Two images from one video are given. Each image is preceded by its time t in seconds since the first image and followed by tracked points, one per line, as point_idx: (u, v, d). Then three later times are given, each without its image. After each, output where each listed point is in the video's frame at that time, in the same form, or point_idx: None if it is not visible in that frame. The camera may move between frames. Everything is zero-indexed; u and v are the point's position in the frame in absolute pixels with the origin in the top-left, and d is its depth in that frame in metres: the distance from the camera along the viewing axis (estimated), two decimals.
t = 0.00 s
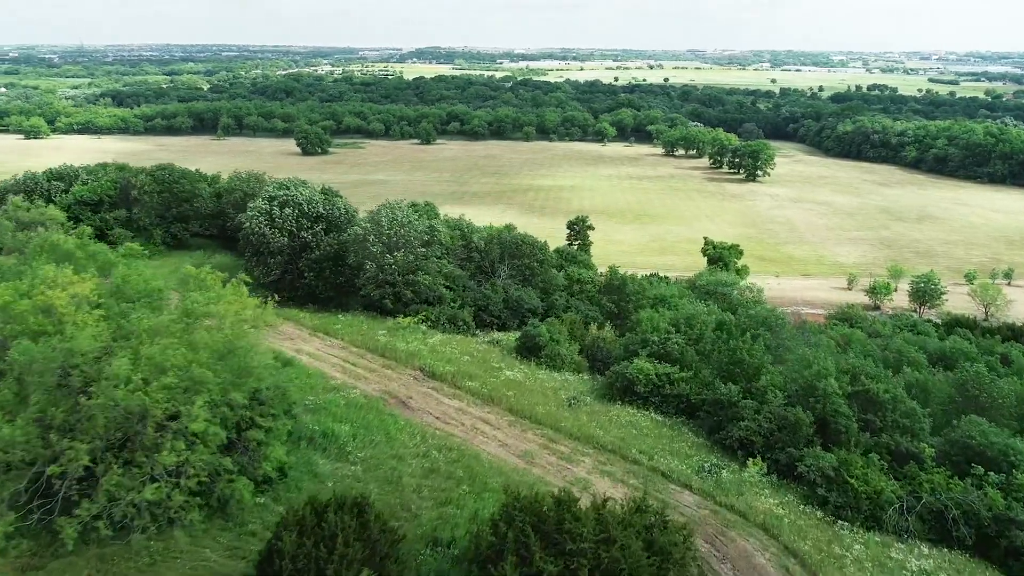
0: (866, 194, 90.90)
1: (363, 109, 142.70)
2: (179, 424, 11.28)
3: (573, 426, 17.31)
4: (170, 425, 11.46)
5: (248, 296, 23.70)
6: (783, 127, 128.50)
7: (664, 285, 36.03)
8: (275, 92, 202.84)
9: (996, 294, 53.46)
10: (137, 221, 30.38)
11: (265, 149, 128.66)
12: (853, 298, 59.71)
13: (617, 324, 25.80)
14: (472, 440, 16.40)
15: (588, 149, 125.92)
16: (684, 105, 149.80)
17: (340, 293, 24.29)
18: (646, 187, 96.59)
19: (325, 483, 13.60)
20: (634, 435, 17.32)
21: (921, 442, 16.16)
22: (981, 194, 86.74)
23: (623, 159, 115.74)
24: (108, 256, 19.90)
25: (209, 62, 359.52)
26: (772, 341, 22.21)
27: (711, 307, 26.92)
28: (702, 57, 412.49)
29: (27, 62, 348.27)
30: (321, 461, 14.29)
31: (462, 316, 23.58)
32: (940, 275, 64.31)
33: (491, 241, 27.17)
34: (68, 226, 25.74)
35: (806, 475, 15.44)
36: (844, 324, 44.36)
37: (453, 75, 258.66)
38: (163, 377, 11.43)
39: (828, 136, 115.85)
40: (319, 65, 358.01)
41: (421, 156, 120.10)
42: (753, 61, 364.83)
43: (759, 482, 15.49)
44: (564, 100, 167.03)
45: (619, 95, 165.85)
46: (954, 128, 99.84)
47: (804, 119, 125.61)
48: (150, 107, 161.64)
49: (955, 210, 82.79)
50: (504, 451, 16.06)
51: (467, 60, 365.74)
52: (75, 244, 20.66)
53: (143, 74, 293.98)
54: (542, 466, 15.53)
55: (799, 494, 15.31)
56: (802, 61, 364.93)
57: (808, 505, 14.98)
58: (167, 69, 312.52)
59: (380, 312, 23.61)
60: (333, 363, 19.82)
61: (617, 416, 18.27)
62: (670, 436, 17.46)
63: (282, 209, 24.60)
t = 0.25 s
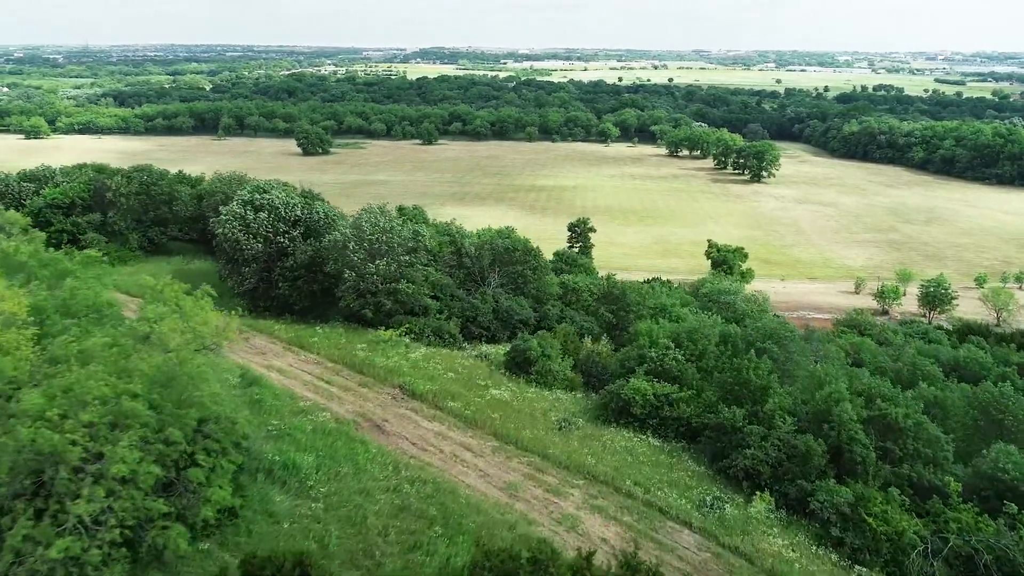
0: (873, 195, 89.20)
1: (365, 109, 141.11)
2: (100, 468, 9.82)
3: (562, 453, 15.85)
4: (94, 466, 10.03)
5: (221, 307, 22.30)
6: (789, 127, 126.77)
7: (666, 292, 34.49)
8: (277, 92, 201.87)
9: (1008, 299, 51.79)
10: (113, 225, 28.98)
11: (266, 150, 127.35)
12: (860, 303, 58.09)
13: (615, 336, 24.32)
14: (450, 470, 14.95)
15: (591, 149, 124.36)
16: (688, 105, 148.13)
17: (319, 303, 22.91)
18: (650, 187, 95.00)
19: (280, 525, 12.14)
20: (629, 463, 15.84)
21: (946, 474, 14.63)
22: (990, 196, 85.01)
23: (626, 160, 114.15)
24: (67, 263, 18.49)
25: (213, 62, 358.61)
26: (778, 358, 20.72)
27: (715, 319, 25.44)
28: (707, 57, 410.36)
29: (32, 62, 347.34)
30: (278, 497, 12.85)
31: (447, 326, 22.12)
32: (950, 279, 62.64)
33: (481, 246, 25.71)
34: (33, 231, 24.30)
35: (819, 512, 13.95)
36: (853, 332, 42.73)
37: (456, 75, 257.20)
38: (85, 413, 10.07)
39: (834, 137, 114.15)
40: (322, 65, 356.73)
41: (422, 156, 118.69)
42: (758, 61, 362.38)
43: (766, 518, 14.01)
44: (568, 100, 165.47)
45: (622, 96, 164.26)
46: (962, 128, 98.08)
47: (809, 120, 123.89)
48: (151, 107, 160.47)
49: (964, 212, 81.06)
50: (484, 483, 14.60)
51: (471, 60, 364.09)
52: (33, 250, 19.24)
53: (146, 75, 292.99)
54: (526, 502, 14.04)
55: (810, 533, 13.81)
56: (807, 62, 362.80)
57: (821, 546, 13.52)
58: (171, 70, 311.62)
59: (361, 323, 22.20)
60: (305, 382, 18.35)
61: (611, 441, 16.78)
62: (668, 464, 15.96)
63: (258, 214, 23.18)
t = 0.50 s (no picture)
0: (879, 196, 87.71)
1: (366, 108, 139.74)
2: (5, 519, 8.45)
3: (550, 481, 14.55)
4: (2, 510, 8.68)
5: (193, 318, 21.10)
6: (793, 127, 125.18)
7: (667, 301, 33.18)
8: (279, 91, 200.65)
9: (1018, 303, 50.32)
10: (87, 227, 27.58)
11: (266, 149, 126.11)
12: (866, 306, 56.70)
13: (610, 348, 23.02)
14: (426, 501, 13.64)
15: (594, 149, 122.96)
16: (691, 105, 146.55)
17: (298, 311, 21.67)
18: (652, 188, 93.59)
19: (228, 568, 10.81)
20: (622, 492, 14.55)
21: (970, 508, 13.30)
22: (998, 197, 83.45)
23: (629, 160, 112.73)
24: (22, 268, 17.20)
25: (215, 62, 357.44)
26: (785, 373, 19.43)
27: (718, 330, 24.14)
28: (711, 57, 408.26)
29: (35, 62, 346.58)
30: (231, 534, 11.52)
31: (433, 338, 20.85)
32: (958, 281, 61.15)
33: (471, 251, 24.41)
34: None
35: (831, 551, 12.64)
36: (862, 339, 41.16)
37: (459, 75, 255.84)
38: None
39: (838, 137, 112.61)
40: (325, 64, 355.32)
41: (423, 156, 117.42)
42: (762, 61, 360.03)
43: (772, 557, 12.71)
44: (570, 100, 164.00)
45: (625, 95, 162.71)
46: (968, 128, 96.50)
47: (814, 120, 122.32)
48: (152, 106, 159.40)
49: (972, 213, 79.52)
50: (463, 516, 13.30)
51: (473, 60, 362.19)
52: None
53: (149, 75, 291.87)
54: (507, 539, 12.72)
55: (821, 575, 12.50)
56: (811, 61, 360.55)
57: None
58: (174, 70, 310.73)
59: (341, 334, 20.94)
60: (276, 400, 17.11)
61: (603, 466, 15.51)
62: (665, 493, 14.66)
63: (232, 218, 21.89)
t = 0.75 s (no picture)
0: (886, 198, 85.90)
1: (369, 108, 138.27)
2: None
3: (532, 521, 13.04)
4: None
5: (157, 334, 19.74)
6: (799, 127, 123.36)
7: (671, 311, 31.60)
8: (283, 91, 199.37)
9: None
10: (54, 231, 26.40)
11: (267, 149, 124.84)
12: (876, 311, 54.96)
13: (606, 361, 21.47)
14: (391, 546, 12.17)
15: (598, 149, 121.33)
16: (697, 105, 144.72)
17: (271, 323, 20.23)
18: (657, 188, 91.94)
19: None
20: (613, 533, 13.04)
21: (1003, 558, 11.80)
22: (1008, 199, 81.58)
23: (633, 160, 111.07)
24: None
25: (220, 61, 356.69)
26: (794, 393, 17.88)
27: (722, 344, 22.61)
28: (717, 57, 405.70)
29: (41, 62, 346.07)
30: None
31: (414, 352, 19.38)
32: (969, 285, 59.35)
33: (459, 258, 22.97)
34: None
35: None
36: (873, 348, 39.34)
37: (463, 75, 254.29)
38: None
39: (845, 137, 110.78)
40: (330, 64, 354.39)
41: (425, 156, 115.98)
42: (768, 62, 357.14)
43: None
44: (575, 100, 162.31)
45: (630, 95, 161.00)
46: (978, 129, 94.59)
47: (821, 120, 120.48)
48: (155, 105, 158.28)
49: (981, 214, 77.71)
50: (431, 564, 11.81)
51: (479, 60, 360.55)
52: None
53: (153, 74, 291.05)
54: None
55: None
56: (818, 61, 357.75)
57: None
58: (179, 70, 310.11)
59: (315, 347, 19.49)
60: (236, 424, 15.69)
61: (593, 500, 14.04)
62: (661, 534, 13.14)
63: (200, 222, 20.43)
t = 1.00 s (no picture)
0: (896, 199, 84.26)
1: (373, 107, 137.09)
2: None
3: (514, 562, 11.76)
4: None
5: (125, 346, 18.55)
6: (807, 127, 121.66)
7: (676, 320, 30.36)
8: (288, 90, 198.53)
9: None
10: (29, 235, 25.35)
11: (271, 148, 123.96)
12: (885, 315, 53.50)
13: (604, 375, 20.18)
14: None
15: (604, 149, 119.98)
16: (704, 105, 143.22)
17: (245, 334, 18.98)
18: (663, 189, 90.55)
19: None
20: None
21: None
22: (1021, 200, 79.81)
23: (639, 160, 109.68)
24: None
25: (228, 60, 356.50)
26: (804, 413, 16.55)
27: (727, 357, 21.31)
28: (724, 57, 403.39)
29: (49, 61, 345.92)
30: None
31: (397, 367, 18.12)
32: (981, 288, 57.76)
33: (448, 264, 21.68)
34: None
35: None
36: (883, 357, 37.77)
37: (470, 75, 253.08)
38: None
39: (854, 137, 109.11)
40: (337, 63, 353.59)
41: (429, 156, 114.86)
42: (776, 61, 354.37)
43: None
44: (581, 99, 160.93)
45: (637, 96, 159.52)
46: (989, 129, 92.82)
47: (829, 120, 118.79)
48: (160, 105, 157.71)
49: (993, 216, 76.00)
50: None
51: (486, 60, 359.19)
52: None
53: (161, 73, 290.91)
54: None
55: None
56: (826, 61, 355.12)
57: None
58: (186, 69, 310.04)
59: (291, 361, 18.23)
60: (197, 447, 14.47)
61: (583, 536, 12.76)
62: None
63: (170, 226, 19.17)
